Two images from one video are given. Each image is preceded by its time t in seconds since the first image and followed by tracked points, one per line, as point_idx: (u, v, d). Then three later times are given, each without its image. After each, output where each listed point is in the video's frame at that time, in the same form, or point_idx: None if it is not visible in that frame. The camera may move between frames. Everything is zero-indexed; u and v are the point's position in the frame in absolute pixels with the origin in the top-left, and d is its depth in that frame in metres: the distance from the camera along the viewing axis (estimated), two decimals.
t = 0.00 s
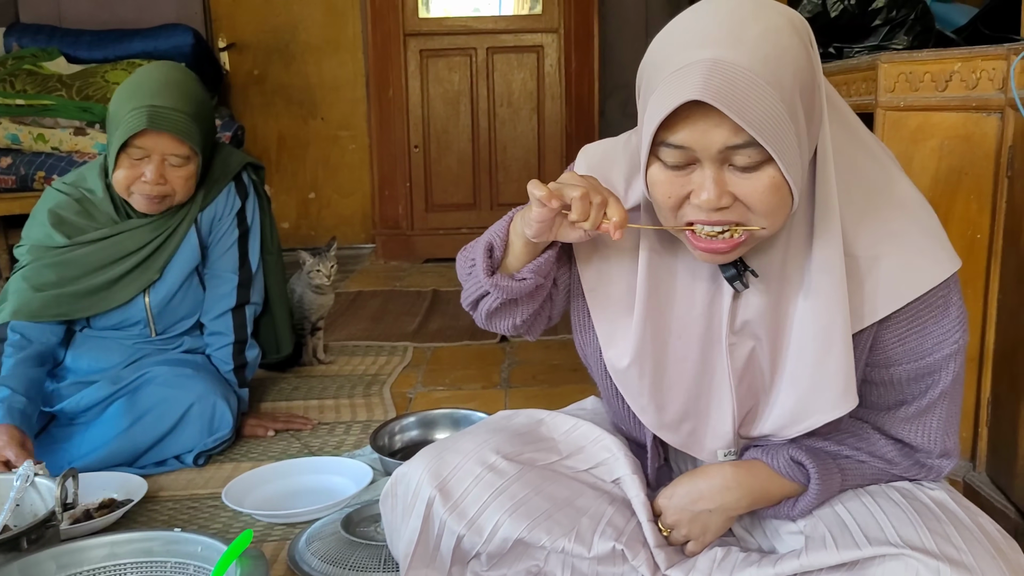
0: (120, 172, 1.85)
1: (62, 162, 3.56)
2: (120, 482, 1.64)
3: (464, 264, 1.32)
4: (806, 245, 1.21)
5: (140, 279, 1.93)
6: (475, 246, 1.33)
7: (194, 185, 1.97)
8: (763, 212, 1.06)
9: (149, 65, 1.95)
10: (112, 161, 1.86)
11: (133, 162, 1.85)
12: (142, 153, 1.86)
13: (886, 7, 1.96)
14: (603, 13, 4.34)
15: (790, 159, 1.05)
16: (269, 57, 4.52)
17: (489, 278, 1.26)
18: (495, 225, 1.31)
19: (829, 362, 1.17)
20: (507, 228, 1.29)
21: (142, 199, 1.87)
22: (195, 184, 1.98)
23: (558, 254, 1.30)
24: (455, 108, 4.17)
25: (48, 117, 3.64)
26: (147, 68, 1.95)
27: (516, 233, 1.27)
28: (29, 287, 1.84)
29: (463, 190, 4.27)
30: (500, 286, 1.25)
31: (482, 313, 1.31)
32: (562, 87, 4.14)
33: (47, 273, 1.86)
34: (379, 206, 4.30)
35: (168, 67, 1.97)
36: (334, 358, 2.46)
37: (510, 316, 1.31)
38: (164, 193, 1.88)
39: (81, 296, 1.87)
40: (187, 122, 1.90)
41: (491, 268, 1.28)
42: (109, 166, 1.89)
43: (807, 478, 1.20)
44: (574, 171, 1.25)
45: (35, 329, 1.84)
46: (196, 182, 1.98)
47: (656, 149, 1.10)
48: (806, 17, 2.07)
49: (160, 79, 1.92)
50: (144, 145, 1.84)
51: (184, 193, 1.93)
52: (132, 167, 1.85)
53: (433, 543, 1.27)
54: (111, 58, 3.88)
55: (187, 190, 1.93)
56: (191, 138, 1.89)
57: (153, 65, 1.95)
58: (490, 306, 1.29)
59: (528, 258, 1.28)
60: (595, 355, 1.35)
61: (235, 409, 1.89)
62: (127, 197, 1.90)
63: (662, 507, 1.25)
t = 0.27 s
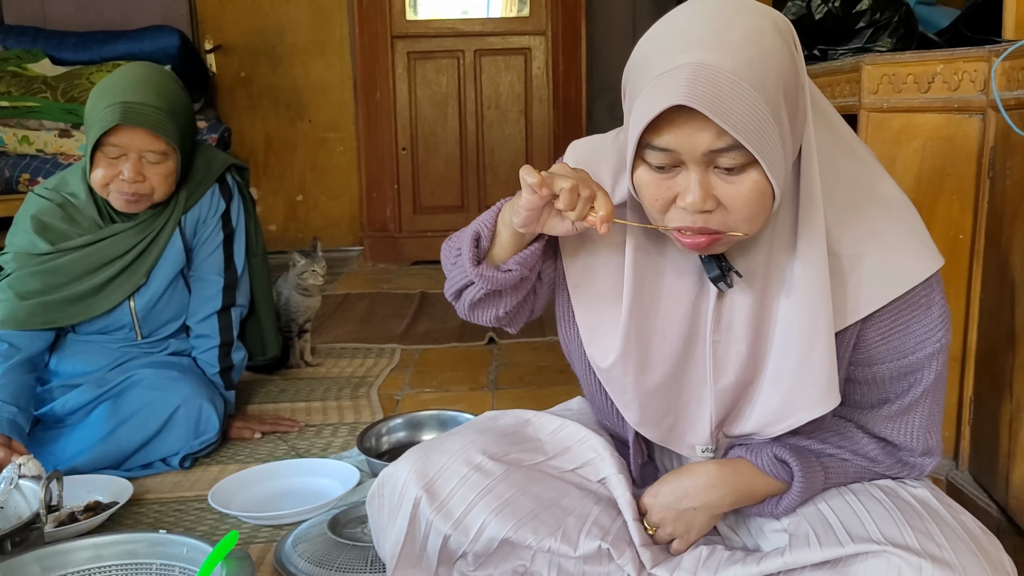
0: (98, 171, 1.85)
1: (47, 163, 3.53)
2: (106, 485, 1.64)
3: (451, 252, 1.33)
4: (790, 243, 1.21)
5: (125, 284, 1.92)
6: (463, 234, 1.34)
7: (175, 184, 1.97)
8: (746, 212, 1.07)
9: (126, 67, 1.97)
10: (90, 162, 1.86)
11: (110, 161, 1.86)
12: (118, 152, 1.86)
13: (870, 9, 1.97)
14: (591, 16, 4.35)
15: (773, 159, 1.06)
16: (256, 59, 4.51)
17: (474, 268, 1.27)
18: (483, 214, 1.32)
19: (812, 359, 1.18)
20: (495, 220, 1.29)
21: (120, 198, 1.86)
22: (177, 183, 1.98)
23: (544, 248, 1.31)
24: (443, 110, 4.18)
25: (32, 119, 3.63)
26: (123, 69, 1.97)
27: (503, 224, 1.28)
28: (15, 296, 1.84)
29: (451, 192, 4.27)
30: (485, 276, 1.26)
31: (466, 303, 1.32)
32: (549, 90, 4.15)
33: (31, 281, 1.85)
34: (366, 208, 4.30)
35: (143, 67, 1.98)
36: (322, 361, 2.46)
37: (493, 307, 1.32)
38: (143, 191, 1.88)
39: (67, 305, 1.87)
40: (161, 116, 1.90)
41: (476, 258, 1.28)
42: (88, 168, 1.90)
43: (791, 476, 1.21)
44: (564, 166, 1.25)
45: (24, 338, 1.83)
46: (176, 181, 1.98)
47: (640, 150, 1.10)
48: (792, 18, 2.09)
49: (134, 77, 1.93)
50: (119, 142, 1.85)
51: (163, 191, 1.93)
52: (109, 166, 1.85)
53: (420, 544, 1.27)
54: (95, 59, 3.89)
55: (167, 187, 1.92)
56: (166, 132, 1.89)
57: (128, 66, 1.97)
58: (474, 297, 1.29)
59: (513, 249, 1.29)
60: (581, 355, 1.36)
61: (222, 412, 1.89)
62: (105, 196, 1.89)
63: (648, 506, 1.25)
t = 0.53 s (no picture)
0: (78, 168, 1.85)
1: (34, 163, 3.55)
2: (93, 486, 1.63)
3: (441, 254, 1.33)
4: (780, 244, 1.22)
5: (110, 284, 1.91)
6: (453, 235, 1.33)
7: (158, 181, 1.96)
8: (736, 214, 1.07)
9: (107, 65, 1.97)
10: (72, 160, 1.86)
11: (89, 157, 1.86)
12: (97, 147, 1.86)
13: (858, 10, 1.98)
14: (580, 17, 4.36)
15: (764, 162, 1.06)
16: (244, 59, 4.50)
17: (463, 273, 1.27)
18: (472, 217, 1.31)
19: (804, 359, 1.19)
20: (482, 225, 1.29)
21: (102, 195, 1.86)
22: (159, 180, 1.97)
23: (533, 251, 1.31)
24: (432, 111, 4.18)
25: (19, 118, 3.62)
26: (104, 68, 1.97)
27: (492, 230, 1.27)
28: None
29: (441, 193, 4.27)
30: (473, 280, 1.27)
31: (457, 304, 1.33)
32: (539, 91, 4.16)
33: (16, 281, 1.85)
34: (356, 208, 4.29)
35: (124, 64, 1.98)
36: (310, 361, 2.46)
37: (484, 308, 1.33)
38: (124, 186, 1.87)
39: (52, 303, 1.87)
40: (138, 109, 1.89)
41: (465, 262, 1.29)
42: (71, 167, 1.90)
43: (779, 475, 1.21)
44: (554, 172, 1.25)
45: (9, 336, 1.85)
46: (160, 178, 1.97)
47: (629, 149, 1.11)
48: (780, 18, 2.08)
49: (112, 72, 1.92)
50: (96, 137, 1.84)
51: (145, 187, 1.92)
52: (88, 162, 1.85)
53: (409, 543, 1.27)
54: (83, 58, 3.87)
55: (148, 183, 1.92)
56: (143, 125, 1.87)
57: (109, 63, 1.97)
58: (464, 299, 1.30)
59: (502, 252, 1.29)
60: (571, 354, 1.36)
61: (210, 413, 1.89)
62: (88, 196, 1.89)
63: (637, 504, 1.25)
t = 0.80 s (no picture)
0: (68, 169, 1.84)
1: (25, 164, 3.57)
2: (82, 488, 1.62)
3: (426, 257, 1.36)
4: (771, 247, 1.22)
5: (100, 284, 1.91)
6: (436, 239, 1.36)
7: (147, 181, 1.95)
8: (727, 218, 1.07)
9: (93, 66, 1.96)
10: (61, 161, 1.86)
11: (78, 158, 1.85)
12: (85, 147, 1.85)
13: (848, 14, 1.99)
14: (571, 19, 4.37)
15: (767, 163, 1.07)
16: (235, 59, 4.49)
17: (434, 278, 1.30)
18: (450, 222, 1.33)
19: (795, 358, 1.19)
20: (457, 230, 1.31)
21: (91, 194, 1.85)
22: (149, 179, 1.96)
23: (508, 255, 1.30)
24: (423, 112, 4.17)
25: (9, 117, 3.60)
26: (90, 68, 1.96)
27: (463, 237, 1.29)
28: None
29: (432, 193, 4.27)
30: (442, 285, 1.28)
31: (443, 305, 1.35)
32: (530, 92, 4.16)
33: (6, 281, 1.84)
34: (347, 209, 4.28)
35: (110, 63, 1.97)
36: (301, 362, 2.45)
37: (468, 309, 1.34)
38: (114, 186, 1.86)
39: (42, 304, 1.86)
40: (126, 108, 1.88)
41: (440, 267, 1.31)
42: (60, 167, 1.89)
43: (770, 476, 1.21)
44: (513, 183, 1.25)
45: None
46: (149, 177, 1.96)
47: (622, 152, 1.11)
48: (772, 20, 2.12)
49: (98, 72, 1.91)
50: (85, 137, 1.83)
51: (134, 186, 1.91)
52: (77, 162, 1.84)
53: (400, 544, 1.27)
54: (73, 58, 3.85)
55: (138, 182, 1.91)
56: (131, 124, 1.86)
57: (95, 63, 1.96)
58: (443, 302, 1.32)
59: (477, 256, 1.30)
60: (562, 355, 1.36)
61: (200, 413, 1.88)
62: (78, 195, 1.88)
63: (628, 505, 1.26)
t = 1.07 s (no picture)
0: (66, 167, 1.84)
1: (22, 162, 3.55)
2: (79, 486, 1.61)
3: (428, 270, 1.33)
4: (768, 250, 1.22)
5: (98, 283, 1.90)
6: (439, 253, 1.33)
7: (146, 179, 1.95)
8: (726, 221, 1.07)
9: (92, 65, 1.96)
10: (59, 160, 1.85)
11: (76, 155, 1.84)
12: (83, 145, 1.84)
13: (846, 16, 1.99)
14: (568, 19, 4.37)
15: (747, 178, 1.06)
16: (232, 58, 4.48)
17: (437, 308, 1.27)
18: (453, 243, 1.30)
19: (793, 361, 1.19)
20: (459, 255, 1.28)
21: (90, 192, 1.84)
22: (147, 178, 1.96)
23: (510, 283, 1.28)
24: (420, 112, 4.17)
25: (6, 115, 3.59)
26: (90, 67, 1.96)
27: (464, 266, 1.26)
28: None
29: (429, 193, 4.27)
30: (447, 315, 1.26)
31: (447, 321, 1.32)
32: (527, 92, 4.16)
33: (4, 279, 1.83)
34: (344, 208, 4.28)
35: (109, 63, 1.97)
36: (297, 361, 2.45)
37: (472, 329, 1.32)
38: (112, 183, 1.86)
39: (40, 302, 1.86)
40: (124, 106, 1.87)
41: (442, 295, 1.28)
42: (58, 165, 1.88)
43: (766, 477, 1.22)
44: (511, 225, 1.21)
45: None
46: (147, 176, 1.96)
47: (619, 154, 1.11)
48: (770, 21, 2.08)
49: (96, 70, 1.91)
50: (82, 135, 1.83)
51: (133, 185, 1.91)
52: (75, 160, 1.84)
53: (398, 544, 1.27)
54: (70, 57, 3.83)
55: (136, 180, 1.90)
56: (128, 121, 1.86)
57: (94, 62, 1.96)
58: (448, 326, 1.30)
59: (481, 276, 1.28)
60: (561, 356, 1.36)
61: (197, 412, 1.88)
62: (77, 195, 1.88)
63: (625, 506, 1.26)
